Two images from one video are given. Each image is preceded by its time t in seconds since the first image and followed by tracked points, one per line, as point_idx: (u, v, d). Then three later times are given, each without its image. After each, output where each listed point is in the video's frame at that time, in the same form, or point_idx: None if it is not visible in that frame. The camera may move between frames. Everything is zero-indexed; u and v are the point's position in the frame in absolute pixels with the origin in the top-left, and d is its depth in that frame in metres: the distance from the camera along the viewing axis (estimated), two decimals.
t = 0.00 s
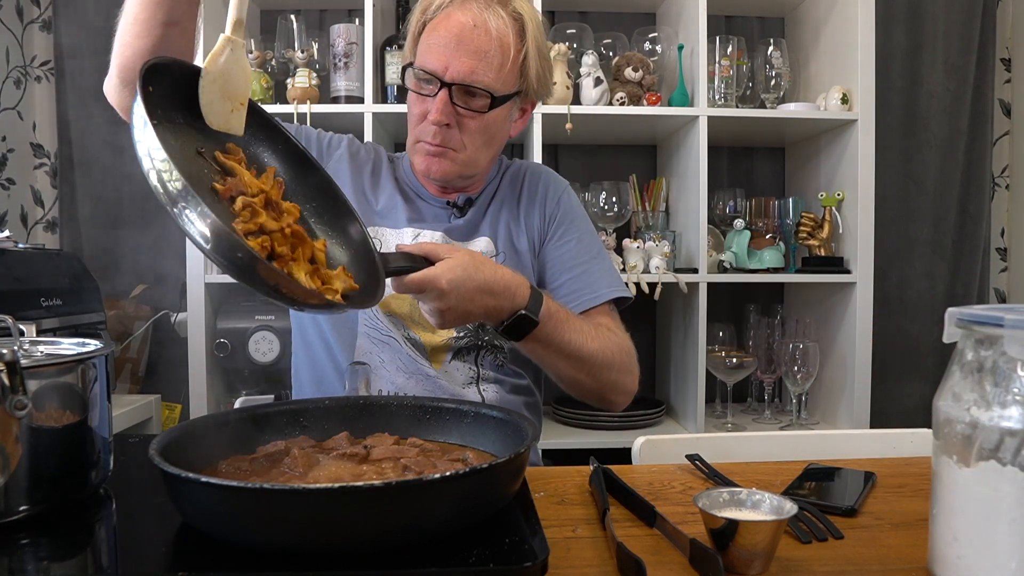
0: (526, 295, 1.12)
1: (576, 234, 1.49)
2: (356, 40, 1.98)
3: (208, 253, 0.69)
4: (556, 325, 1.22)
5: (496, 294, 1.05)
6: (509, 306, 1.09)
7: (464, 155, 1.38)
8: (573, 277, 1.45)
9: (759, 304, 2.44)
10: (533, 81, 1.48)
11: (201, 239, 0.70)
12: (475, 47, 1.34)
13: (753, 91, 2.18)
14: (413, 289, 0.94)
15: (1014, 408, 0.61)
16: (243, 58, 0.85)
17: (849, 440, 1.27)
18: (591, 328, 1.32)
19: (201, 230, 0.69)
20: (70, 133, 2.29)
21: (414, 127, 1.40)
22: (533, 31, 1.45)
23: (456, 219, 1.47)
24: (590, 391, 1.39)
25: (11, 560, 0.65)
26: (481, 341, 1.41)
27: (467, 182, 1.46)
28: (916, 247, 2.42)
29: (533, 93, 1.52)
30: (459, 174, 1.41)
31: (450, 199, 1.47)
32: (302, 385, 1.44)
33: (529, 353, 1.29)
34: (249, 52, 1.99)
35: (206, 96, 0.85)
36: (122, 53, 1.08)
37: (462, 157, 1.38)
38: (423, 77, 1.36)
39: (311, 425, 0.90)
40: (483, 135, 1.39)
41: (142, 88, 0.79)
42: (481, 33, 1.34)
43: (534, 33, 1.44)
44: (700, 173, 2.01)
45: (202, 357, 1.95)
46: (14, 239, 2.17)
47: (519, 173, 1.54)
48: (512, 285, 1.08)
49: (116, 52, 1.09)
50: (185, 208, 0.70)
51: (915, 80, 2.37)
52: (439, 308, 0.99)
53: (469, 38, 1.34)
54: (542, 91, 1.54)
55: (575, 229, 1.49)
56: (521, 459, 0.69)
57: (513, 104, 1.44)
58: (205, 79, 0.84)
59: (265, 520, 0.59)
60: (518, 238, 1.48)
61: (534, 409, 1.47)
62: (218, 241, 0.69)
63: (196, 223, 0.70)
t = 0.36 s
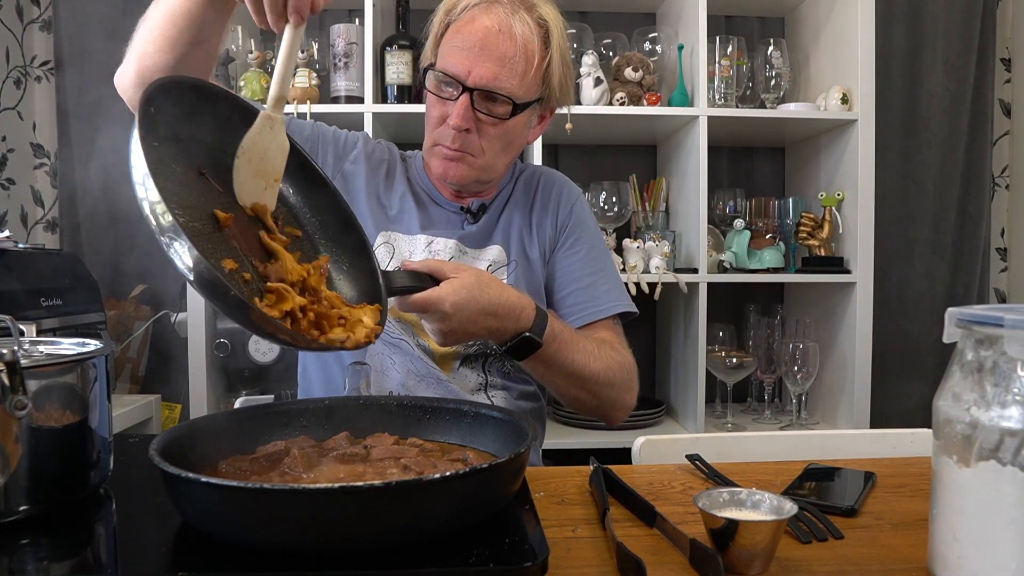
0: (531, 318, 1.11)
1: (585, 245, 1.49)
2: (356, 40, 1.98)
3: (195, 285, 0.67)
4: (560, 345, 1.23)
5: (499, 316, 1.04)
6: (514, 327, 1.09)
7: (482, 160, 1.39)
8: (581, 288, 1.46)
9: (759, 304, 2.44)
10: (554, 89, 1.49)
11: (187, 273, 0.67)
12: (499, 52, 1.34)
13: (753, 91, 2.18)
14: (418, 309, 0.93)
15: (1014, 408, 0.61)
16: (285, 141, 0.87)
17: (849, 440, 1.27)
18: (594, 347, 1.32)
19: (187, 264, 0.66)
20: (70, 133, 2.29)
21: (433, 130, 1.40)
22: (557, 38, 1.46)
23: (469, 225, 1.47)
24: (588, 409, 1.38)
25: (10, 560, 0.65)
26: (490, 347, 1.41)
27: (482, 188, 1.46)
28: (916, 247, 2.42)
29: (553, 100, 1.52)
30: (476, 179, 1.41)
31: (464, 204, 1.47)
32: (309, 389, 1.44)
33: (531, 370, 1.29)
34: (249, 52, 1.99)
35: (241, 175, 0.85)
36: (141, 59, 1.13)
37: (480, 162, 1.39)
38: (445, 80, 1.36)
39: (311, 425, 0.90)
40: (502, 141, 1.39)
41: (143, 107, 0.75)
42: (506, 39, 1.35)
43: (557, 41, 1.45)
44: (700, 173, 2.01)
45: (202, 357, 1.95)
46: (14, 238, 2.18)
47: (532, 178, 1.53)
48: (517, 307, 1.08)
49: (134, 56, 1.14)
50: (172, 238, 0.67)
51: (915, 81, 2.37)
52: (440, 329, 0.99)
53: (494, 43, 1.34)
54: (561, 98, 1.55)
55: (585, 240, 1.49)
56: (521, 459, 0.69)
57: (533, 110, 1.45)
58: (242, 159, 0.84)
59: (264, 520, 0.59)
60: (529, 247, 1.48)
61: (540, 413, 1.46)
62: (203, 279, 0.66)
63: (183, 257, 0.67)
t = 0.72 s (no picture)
0: (535, 329, 1.11)
1: (590, 254, 1.49)
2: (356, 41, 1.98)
3: (204, 288, 0.66)
4: (561, 355, 1.22)
5: (504, 327, 1.04)
6: (518, 338, 1.09)
7: (494, 168, 1.39)
8: (583, 297, 1.46)
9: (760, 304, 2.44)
10: (566, 96, 1.49)
11: (197, 275, 0.66)
12: (515, 60, 1.34)
13: (753, 91, 2.18)
14: (423, 314, 0.93)
15: (1013, 408, 0.61)
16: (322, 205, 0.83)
17: (849, 439, 1.27)
18: (593, 358, 1.32)
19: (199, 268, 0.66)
20: (70, 133, 2.29)
21: (445, 135, 1.40)
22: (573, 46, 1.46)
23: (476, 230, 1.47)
24: (583, 419, 1.38)
25: (11, 560, 0.65)
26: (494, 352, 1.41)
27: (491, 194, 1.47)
28: (916, 247, 2.42)
29: (565, 107, 1.52)
30: (486, 186, 1.41)
31: (471, 209, 1.47)
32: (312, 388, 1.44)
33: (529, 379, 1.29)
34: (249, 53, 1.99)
35: (274, 241, 0.80)
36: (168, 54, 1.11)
37: (491, 170, 1.39)
38: (460, 86, 1.35)
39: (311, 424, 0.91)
40: (514, 149, 1.40)
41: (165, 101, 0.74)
42: (522, 46, 1.34)
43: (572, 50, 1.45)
44: (700, 173, 2.01)
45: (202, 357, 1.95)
46: (14, 238, 2.18)
47: (539, 183, 1.52)
48: (522, 318, 1.08)
49: (159, 50, 1.12)
50: (187, 240, 0.66)
51: (915, 81, 2.37)
52: (444, 336, 0.98)
53: (510, 50, 1.33)
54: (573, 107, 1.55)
55: (589, 249, 1.49)
56: (521, 459, 0.69)
57: (546, 118, 1.45)
58: (279, 221, 0.80)
59: (264, 520, 0.59)
60: (535, 253, 1.48)
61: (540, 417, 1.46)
62: (214, 285, 0.65)
63: (195, 260, 0.66)
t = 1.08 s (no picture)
0: (535, 336, 1.11)
1: (595, 260, 1.49)
2: (356, 40, 1.98)
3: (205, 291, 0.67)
4: (560, 361, 1.22)
5: (504, 332, 1.04)
6: (518, 344, 1.09)
7: (500, 168, 1.38)
8: (585, 303, 1.46)
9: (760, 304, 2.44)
10: (576, 101, 1.49)
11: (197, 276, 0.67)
12: (527, 60, 1.34)
13: (753, 91, 2.18)
14: (423, 318, 0.93)
15: (1013, 408, 0.61)
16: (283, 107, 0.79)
17: (849, 439, 1.27)
18: (592, 366, 1.32)
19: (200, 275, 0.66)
20: (70, 133, 2.29)
21: (453, 133, 1.40)
22: (586, 50, 1.46)
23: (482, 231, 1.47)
24: (579, 426, 1.38)
25: (11, 560, 0.65)
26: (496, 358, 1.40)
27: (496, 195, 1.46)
28: (916, 247, 2.42)
29: (575, 112, 1.52)
30: (491, 186, 1.41)
31: (478, 210, 1.47)
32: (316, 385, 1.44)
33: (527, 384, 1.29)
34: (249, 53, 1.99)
35: (224, 130, 0.78)
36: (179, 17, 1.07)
37: (497, 169, 1.38)
38: (471, 84, 1.35)
39: (311, 424, 0.91)
40: (521, 150, 1.39)
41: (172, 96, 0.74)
42: (534, 47, 1.34)
43: (584, 55, 1.46)
44: (700, 173, 2.01)
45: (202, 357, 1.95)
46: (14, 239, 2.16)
47: (548, 187, 1.52)
48: (523, 324, 1.07)
49: (172, 11, 1.08)
50: (188, 242, 0.66)
51: (915, 81, 2.37)
52: (445, 339, 0.98)
53: (522, 50, 1.33)
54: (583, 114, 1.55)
55: (594, 255, 1.49)
56: (521, 459, 0.69)
57: (554, 121, 1.45)
58: (231, 113, 0.77)
59: (264, 520, 0.59)
60: (540, 257, 1.48)
61: (541, 419, 1.46)
62: (216, 289, 0.66)
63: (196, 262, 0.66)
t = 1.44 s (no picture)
0: (531, 339, 1.12)
1: (596, 263, 1.49)
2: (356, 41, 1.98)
3: (195, 300, 0.65)
4: (556, 365, 1.22)
5: (499, 335, 1.05)
6: (513, 346, 1.10)
7: (504, 171, 1.39)
8: (586, 306, 1.46)
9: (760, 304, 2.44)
10: (581, 104, 1.49)
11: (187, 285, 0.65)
12: (531, 64, 1.34)
13: (753, 91, 2.18)
14: (419, 321, 0.93)
15: (1013, 408, 0.61)
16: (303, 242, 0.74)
17: (849, 439, 1.26)
18: (589, 369, 1.32)
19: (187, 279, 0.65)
20: (70, 133, 2.29)
21: (458, 137, 1.41)
22: (591, 53, 1.46)
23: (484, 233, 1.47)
24: (576, 429, 1.38)
25: (10, 560, 0.65)
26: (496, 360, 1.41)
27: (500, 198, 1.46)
28: (916, 247, 2.42)
29: (580, 114, 1.52)
30: (495, 190, 1.41)
31: (480, 213, 1.47)
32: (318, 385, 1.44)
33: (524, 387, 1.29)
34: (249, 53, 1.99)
35: (248, 277, 0.71)
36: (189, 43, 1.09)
37: (502, 173, 1.39)
38: (475, 88, 1.35)
39: (311, 424, 0.91)
40: (526, 153, 1.40)
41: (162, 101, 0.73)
42: (539, 51, 1.34)
43: (589, 57, 1.46)
44: (700, 173, 2.01)
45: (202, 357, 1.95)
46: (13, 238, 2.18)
47: (551, 189, 1.52)
48: (519, 327, 1.09)
49: (181, 30, 1.10)
50: (178, 248, 0.65)
51: (915, 81, 2.37)
52: (439, 343, 0.99)
53: (526, 54, 1.33)
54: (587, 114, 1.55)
55: (595, 259, 1.49)
56: (521, 459, 0.69)
57: (559, 124, 1.45)
58: (255, 259, 0.71)
59: (263, 520, 0.59)
60: (541, 259, 1.48)
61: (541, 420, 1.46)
62: (205, 297, 0.64)
63: (186, 269, 0.64)
